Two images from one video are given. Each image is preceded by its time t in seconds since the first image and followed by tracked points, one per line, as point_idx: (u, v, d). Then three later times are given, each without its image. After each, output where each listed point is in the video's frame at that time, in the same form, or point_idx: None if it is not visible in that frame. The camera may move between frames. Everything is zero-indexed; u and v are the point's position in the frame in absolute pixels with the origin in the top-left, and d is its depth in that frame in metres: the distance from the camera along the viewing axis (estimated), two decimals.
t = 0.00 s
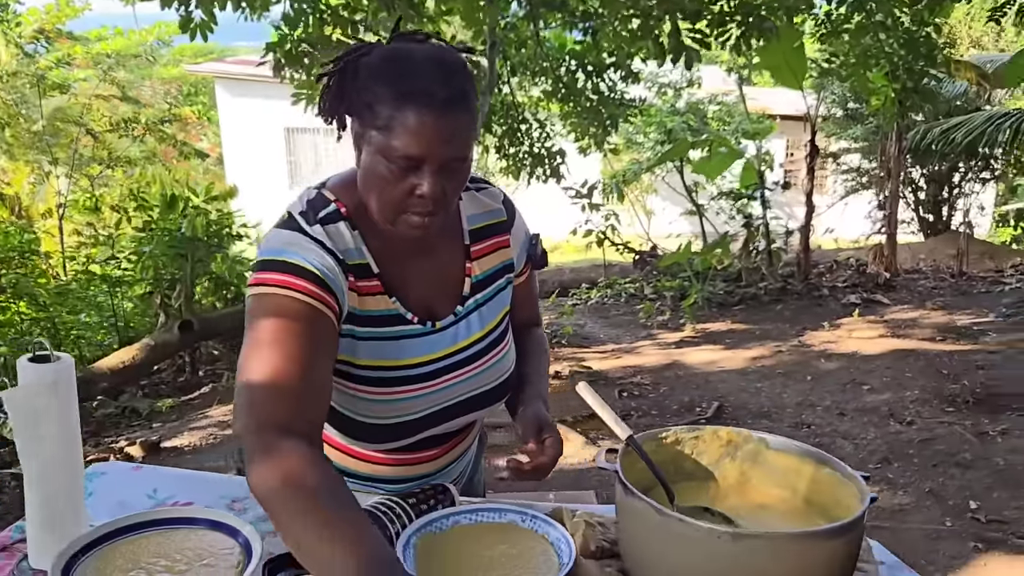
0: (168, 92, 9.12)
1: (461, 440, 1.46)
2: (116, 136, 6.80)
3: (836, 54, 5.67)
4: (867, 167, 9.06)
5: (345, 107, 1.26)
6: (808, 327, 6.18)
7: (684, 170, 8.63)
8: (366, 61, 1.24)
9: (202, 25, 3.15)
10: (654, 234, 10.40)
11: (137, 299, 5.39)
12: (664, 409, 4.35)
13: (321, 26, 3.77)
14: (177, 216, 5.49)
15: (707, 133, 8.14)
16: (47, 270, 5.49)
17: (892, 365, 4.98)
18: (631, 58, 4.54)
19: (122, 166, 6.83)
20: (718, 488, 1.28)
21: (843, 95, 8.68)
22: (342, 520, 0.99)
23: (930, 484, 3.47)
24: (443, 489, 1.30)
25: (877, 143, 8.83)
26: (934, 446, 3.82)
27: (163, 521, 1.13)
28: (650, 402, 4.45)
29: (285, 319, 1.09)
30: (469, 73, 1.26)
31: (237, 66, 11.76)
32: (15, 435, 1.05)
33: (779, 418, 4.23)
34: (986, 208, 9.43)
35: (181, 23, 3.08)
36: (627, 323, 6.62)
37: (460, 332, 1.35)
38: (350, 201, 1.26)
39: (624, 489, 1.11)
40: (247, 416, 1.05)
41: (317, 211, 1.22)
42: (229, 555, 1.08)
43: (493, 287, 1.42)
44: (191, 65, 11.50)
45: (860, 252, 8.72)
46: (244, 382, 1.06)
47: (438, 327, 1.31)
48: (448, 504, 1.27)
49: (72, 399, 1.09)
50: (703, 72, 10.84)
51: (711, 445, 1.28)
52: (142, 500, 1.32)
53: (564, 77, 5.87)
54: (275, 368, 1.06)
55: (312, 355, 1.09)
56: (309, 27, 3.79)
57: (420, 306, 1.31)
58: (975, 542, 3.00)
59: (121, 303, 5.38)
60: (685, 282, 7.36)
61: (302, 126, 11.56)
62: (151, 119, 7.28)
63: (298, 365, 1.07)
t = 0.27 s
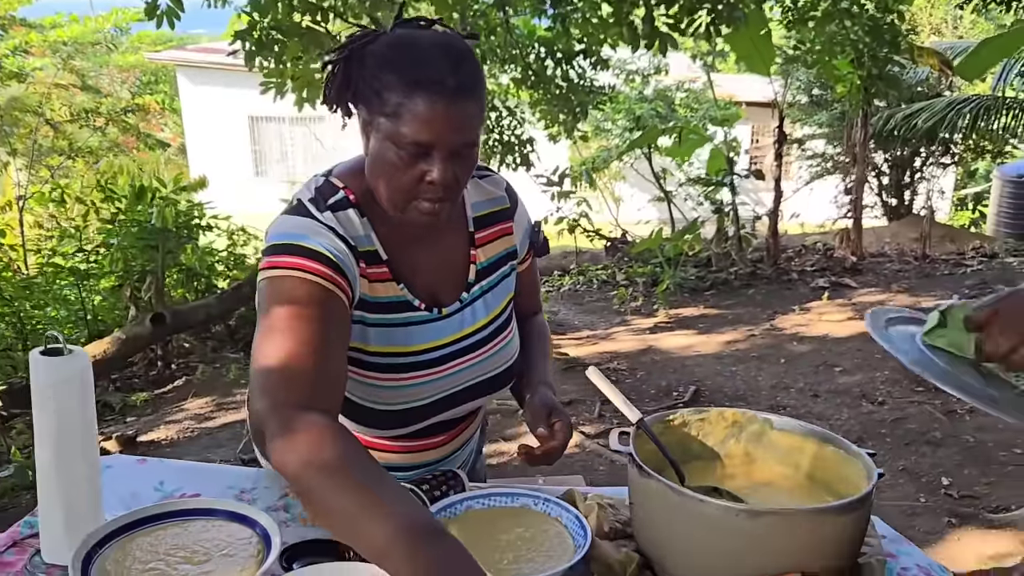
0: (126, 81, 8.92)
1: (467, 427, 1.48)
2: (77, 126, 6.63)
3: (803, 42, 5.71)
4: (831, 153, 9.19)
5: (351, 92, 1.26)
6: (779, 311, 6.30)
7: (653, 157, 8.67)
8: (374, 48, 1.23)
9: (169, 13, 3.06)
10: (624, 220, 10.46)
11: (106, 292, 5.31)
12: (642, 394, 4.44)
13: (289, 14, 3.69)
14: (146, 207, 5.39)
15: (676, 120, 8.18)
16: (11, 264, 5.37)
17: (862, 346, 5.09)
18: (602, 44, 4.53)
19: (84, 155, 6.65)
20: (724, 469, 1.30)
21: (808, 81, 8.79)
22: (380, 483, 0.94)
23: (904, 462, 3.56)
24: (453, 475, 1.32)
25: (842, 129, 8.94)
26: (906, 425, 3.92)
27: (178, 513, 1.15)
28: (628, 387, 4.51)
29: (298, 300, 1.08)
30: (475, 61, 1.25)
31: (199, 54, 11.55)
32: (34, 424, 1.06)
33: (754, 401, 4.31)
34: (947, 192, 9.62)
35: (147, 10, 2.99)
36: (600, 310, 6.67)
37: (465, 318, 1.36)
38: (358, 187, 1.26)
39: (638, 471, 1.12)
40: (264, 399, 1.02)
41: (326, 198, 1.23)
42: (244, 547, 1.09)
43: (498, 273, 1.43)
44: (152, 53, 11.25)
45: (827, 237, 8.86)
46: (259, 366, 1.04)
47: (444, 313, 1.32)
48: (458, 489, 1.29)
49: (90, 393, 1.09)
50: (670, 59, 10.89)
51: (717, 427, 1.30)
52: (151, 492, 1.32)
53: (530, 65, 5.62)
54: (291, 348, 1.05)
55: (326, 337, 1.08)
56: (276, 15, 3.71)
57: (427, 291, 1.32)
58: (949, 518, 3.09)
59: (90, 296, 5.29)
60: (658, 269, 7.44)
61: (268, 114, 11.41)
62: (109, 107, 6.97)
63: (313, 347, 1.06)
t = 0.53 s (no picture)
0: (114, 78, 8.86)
1: (478, 421, 1.50)
2: (64, 123, 6.58)
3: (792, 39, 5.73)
4: (819, 149, 9.25)
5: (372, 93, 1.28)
6: (769, 306, 6.37)
7: (642, 153, 8.71)
8: (394, 48, 1.25)
9: (162, 9, 3.04)
10: (613, 216, 10.51)
11: (97, 290, 5.28)
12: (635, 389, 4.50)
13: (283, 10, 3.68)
14: (138, 204, 5.36)
15: (666, 117, 8.19)
16: None
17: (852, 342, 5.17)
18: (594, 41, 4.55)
19: (69, 153, 6.59)
20: (730, 462, 1.32)
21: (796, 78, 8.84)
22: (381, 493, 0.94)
23: (895, 455, 3.62)
24: (466, 469, 1.34)
25: (829, 126, 9.00)
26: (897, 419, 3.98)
27: (198, 508, 1.16)
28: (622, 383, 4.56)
29: (309, 304, 1.11)
30: (495, 61, 1.27)
31: (186, 50, 11.46)
32: (59, 420, 1.10)
33: (747, 396, 4.36)
34: (932, 188, 9.71)
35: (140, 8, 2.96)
36: (592, 306, 6.72)
37: (480, 313, 1.38)
38: (376, 186, 1.29)
39: (653, 464, 1.13)
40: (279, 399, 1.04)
41: (346, 197, 1.25)
42: (263, 541, 1.10)
43: (511, 271, 1.46)
44: (138, 49, 11.16)
45: (815, 233, 8.93)
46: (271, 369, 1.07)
47: (459, 309, 1.34)
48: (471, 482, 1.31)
49: (113, 390, 1.12)
50: (659, 56, 10.93)
51: (724, 421, 1.33)
52: (166, 488, 1.33)
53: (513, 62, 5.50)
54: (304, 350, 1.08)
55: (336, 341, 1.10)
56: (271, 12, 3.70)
57: (443, 287, 1.34)
58: (941, 510, 3.15)
59: (81, 294, 5.26)
60: (648, 265, 7.49)
61: (256, 111, 11.36)
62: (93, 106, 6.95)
63: (325, 351, 1.09)
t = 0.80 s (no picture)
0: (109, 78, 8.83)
1: (487, 422, 1.51)
2: (60, 124, 6.55)
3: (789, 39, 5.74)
4: (816, 149, 9.28)
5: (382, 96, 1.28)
6: (768, 306, 6.39)
7: (639, 153, 8.71)
8: (402, 50, 1.25)
9: (161, 11, 3.03)
10: (610, 216, 10.52)
11: (95, 292, 5.27)
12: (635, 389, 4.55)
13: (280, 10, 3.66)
14: (136, 205, 5.34)
15: (663, 117, 8.19)
16: None
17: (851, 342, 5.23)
18: (592, 42, 4.55)
19: (66, 154, 6.57)
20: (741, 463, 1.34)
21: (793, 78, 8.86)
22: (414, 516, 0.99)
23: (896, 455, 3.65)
24: (478, 470, 1.34)
25: (826, 126, 9.02)
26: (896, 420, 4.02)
27: (210, 511, 1.17)
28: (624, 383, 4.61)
29: (325, 316, 1.11)
30: (503, 62, 1.28)
31: (182, 50, 11.42)
32: (74, 425, 1.10)
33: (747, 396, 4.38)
34: (928, 187, 9.77)
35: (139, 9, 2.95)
36: (591, 306, 6.73)
37: (487, 314, 1.39)
38: (384, 189, 1.29)
39: (667, 466, 1.14)
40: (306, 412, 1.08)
41: (355, 199, 1.25)
42: (278, 544, 1.11)
43: (517, 270, 1.45)
44: (134, 50, 11.12)
45: (813, 232, 8.97)
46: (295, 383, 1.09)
47: (465, 310, 1.34)
48: (483, 484, 1.32)
49: (130, 393, 1.12)
50: (656, 56, 10.96)
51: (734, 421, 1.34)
52: (179, 492, 1.34)
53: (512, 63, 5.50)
54: (326, 361, 1.09)
55: (356, 348, 1.12)
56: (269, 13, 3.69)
57: (450, 288, 1.34)
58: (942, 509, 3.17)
59: (79, 295, 5.24)
60: (646, 265, 7.51)
61: (252, 112, 11.35)
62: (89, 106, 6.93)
63: (348, 359, 1.11)
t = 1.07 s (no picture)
0: (105, 80, 8.82)
1: (493, 421, 1.51)
2: (55, 126, 6.52)
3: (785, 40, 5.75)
4: (812, 150, 9.30)
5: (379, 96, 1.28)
6: (765, 307, 6.41)
7: (636, 154, 8.73)
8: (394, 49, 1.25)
9: (158, 12, 3.03)
10: (607, 217, 10.54)
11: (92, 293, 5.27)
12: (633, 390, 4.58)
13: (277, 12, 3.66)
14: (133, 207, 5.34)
15: (659, 118, 8.20)
16: None
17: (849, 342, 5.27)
18: (590, 44, 4.56)
19: (62, 156, 6.56)
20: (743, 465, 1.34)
21: (789, 79, 8.88)
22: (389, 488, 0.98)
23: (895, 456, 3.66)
24: (482, 473, 1.34)
25: (822, 127, 9.05)
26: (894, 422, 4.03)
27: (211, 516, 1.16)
28: (621, 384, 4.63)
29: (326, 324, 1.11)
30: (495, 57, 1.27)
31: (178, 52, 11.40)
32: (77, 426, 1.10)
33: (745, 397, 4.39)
34: (924, 188, 9.80)
35: (137, 10, 2.94)
36: (589, 307, 6.74)
37: (490, 312, 1.38)
38: (384, 190, 1.29)
39: (672, 467, 1.13)
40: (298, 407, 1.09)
41: (354, 202, 1.25)
42: (282, 547, 1.10)
43: (520, 268, 1.46)
44: (130, 52, 11.09)
45: (809, 233, 8.99)
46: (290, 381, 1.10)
47: (468, 308, 1.34)
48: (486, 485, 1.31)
49: (134, 396, 1.13)
50: (652, 57, 10.97)
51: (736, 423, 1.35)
52: (182, 494, 1.34)
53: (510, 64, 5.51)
54: (333, 365, 1.10)
55: (352, 351, 1.12)
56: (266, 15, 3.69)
57: (453, 286, 1.34)
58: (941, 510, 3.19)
59: (75, 297, 5.23)
60: (644, 266, 7.53)
61: (248, 113, 11.34)
62: (86, 108, 6.93)
63: (343, 361, 1.11)
